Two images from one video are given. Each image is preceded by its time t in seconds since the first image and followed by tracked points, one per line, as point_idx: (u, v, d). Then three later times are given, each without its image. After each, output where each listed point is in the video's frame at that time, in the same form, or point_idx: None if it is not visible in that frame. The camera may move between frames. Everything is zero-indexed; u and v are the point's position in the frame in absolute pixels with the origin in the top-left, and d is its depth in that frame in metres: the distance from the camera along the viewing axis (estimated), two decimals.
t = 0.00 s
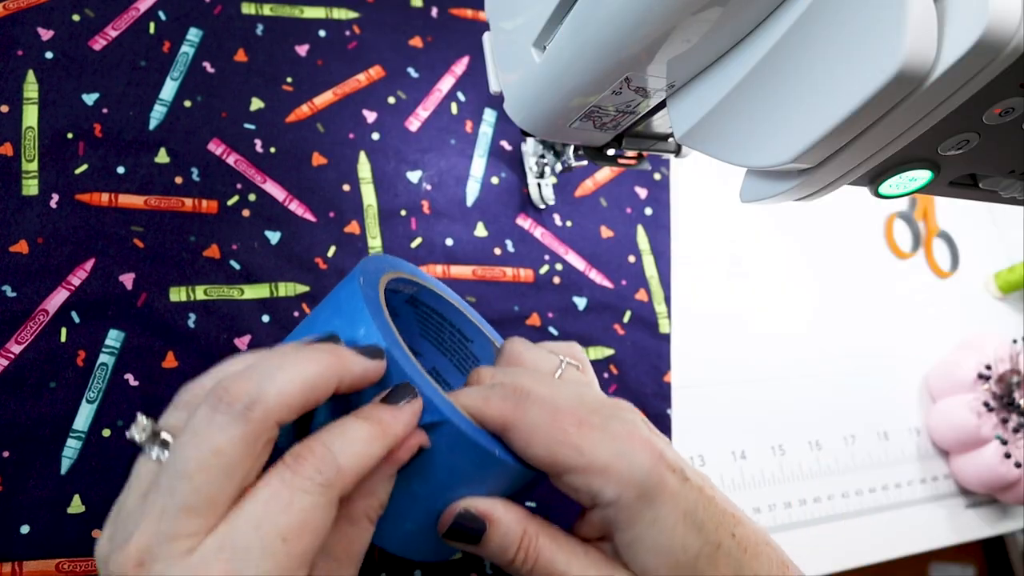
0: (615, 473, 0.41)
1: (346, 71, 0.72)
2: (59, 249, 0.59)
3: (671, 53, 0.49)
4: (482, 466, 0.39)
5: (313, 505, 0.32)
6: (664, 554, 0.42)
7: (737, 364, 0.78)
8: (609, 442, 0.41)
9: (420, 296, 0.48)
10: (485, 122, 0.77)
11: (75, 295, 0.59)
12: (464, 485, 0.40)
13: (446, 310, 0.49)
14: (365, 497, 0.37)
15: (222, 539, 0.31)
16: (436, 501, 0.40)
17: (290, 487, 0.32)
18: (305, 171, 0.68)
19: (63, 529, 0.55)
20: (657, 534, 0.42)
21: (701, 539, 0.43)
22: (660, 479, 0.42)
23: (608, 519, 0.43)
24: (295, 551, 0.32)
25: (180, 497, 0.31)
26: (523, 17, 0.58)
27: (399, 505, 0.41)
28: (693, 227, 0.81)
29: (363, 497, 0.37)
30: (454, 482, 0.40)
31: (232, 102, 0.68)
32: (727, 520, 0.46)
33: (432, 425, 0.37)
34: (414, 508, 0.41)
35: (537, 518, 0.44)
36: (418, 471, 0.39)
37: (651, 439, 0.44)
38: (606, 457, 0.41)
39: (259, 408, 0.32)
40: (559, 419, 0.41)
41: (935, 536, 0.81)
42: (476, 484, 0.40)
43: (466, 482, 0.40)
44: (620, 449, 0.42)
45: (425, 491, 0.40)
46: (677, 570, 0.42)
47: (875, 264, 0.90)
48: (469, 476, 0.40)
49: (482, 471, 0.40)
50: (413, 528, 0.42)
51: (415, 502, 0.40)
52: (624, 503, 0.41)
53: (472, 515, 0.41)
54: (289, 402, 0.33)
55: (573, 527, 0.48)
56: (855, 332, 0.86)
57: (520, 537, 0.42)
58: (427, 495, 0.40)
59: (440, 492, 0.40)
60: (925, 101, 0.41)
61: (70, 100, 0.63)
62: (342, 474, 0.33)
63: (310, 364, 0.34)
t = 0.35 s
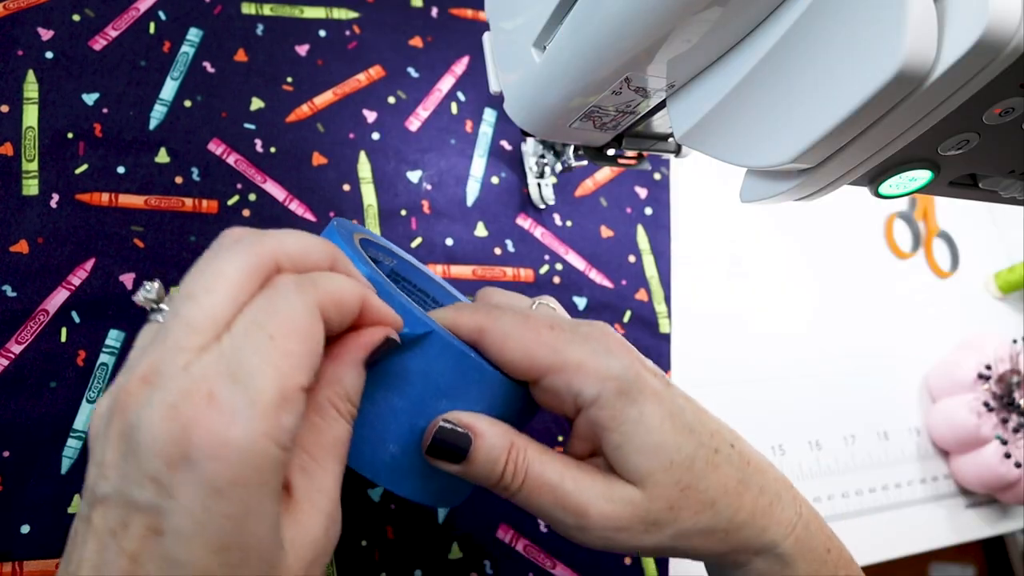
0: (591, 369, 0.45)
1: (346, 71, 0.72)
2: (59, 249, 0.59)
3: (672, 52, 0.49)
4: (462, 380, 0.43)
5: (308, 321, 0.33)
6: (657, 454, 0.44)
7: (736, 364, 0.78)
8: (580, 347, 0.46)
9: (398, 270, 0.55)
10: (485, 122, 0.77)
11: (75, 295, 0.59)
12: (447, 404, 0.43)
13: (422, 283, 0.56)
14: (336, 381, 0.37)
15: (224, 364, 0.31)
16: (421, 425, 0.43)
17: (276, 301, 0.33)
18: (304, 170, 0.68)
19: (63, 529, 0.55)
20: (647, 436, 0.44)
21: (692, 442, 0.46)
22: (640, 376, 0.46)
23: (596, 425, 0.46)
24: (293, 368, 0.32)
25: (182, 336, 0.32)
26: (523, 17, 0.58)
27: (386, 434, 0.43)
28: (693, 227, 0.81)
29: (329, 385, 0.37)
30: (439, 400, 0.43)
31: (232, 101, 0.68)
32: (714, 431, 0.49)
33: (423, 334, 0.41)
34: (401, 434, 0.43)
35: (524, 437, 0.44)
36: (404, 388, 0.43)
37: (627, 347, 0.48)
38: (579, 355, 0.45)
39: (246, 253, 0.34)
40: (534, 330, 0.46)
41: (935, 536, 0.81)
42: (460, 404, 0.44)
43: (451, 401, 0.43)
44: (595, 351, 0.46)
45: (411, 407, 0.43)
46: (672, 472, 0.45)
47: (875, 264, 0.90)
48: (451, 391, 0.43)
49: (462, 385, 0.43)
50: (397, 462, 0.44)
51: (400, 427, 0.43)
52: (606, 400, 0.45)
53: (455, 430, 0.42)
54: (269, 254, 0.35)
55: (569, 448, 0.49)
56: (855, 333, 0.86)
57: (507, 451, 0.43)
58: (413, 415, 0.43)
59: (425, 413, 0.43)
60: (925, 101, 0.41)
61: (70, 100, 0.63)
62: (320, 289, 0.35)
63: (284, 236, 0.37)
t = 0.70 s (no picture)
0: (593, 351, 0.47)
1: (345, 70, 0.72)
2: (59, 247, 0.59)
3: (673, 52, 0.48)
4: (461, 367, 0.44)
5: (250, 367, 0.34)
6: (658, 433, 0.46)
7: (736, 363, 0.78)
8: (578, 333, 0.47)
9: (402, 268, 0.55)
10: (485, 121, 0.77)
11: (75, 293, 0.59)
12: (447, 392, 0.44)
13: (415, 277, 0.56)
14: (323, 390, 0.39)
15: (151, 397, 0.33)
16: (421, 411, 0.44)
17: (225, 342, 0.35)
18: (304, 170, 0.68)
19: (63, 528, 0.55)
20: (646, 414, 0.46)
21: (690, 421, 0.48)
22: (638, 355, 0.48)
23: (597, 406, 0.47)
24: (220, 409, 0.33)
25: (125, 365, 0.34)
26: (523, 16, 0.58)
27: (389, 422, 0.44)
28: (693, 226, 0.81)
29: (314, 394, 0.39)
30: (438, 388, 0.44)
31: (232, 100, 0.68)
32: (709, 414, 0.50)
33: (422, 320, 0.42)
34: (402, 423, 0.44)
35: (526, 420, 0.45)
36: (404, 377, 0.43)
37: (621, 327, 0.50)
38: (580, 338, 0.47)
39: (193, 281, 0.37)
40: (532, 314, 0.47)
41: (935, 536, 0.81)
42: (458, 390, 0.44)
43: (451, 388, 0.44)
44: (594, 334, 0.48)
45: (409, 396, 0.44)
46: (673, 451, 0.46)
47: (875, 264, 0.90)
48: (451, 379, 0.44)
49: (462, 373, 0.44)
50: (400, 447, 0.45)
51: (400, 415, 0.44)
52: (607, 380, 0.46)
53: (460, 413, 0.43)
54: (218, 283, 0.38)
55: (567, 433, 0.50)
56: (854, 332, 0.86)
57: (515, 433, 0.43)
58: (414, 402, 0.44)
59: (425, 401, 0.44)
60: (925, 101, 0.41)
61: (70, 98, 0.63)
62: (283, 338, 0.36)
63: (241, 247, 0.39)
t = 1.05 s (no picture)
0: (563, 359, 0.46)
1: (348, 70, 0.73)
2: (64, 247, 0.60)
3: (672, 54, 0.49)
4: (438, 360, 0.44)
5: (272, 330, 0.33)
6: (619, 444, 0.47)
7: (736, 363, 0.79)
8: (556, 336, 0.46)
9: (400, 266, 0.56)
10: (486, 121, 0.77)
11: (79, 293, 0.59)
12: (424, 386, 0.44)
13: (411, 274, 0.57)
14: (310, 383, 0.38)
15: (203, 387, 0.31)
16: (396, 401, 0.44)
17: (237, 310, 0.33)
18: (307, 170, 0.68)
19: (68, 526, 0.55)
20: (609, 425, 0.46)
21: (655, 433, 0.48)
22: (609, 366, 0.47)
23: (563, 415, 0.47)
24: (268, 379, 0.32)
25: (157, 364, 0.33)
26: (523, 17, 0.58)
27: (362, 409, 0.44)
28: (694, 226, 0.82)
29: (303, 390, 0.38)
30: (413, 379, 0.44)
31: (235, 101, 0.68)
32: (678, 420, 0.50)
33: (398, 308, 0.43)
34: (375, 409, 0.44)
35: (498, 419, 0.46)
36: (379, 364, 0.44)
37: (598, 332, 0.49)
38: (553, 345, 0.46)
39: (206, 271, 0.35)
40: (510, 314, 0.46)
41: (934, 536, 0.81)
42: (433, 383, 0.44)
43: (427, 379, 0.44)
44: (570, 340, 0.46)
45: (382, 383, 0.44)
46: (633, 462, 0.47)
47: (875, 264, 0.90)
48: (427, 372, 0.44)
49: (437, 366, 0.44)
50: (374, 436, 0.45)
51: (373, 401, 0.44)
52: (575, 392, 0.46)
53: (434, 413, 0.43)
54: (229, 269, 0.36)
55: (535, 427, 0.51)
56: (854, 332, 0.86)
57: (484, 438, 0.44)
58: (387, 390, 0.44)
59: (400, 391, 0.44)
60: (924, 102, 0.41)
61: (74, 99, 0.63)
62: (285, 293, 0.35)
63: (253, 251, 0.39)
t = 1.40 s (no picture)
0: (543, 356, 0.47)
1: (347, 70, 0.73)
2: (64, 247, 0.60)
3: (673, 54, 0.49)
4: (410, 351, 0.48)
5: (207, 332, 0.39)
6: (602, 440, 0.47)
7: (736, 363, 0.79)
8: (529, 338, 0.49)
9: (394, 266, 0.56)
10: (487, 122, 0.77)
11: (79, 293, 0.59)
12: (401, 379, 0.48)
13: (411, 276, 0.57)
14: (284, 381, 0.43)
15: (155, 354, 0.40)
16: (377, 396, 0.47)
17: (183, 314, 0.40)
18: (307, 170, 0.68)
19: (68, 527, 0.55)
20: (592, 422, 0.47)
21: (640, 430, 0.49)
22: (591, 362, 0.48)
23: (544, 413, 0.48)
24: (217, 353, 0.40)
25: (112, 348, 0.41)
26: (523, 17, 0.58)
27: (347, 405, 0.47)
28: (694, 226, 0.82)
29: (277, 389, 0.43)
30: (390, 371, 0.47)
31: (235, 101, 0.68)
32: (667, 415, 0.51)
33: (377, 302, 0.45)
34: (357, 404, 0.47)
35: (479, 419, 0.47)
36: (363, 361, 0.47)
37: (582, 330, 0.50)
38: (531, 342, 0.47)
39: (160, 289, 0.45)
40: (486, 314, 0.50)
41: (934, 536, 0.81)
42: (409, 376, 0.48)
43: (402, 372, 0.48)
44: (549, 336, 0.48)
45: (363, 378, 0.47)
46: (618, 459, 0.47)
47: (875, 264, 0.90)
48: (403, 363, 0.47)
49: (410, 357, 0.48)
50: (357, 432, 0.47)
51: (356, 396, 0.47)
52: (555, 388, 0.47)
53: (410, 413, 0.44)
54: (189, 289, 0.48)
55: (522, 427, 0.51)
56: (855, 332, 0.86)
57: (462, 437, 0.45)
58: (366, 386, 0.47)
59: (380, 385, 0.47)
60: (924, 102, 0.41)
61: (74, 99, 0.63)
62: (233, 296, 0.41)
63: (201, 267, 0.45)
